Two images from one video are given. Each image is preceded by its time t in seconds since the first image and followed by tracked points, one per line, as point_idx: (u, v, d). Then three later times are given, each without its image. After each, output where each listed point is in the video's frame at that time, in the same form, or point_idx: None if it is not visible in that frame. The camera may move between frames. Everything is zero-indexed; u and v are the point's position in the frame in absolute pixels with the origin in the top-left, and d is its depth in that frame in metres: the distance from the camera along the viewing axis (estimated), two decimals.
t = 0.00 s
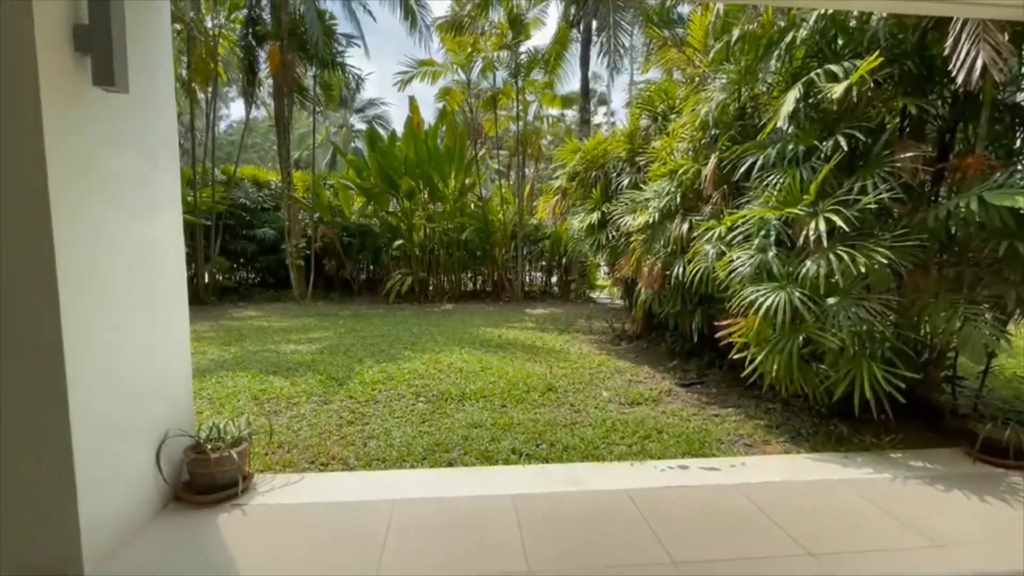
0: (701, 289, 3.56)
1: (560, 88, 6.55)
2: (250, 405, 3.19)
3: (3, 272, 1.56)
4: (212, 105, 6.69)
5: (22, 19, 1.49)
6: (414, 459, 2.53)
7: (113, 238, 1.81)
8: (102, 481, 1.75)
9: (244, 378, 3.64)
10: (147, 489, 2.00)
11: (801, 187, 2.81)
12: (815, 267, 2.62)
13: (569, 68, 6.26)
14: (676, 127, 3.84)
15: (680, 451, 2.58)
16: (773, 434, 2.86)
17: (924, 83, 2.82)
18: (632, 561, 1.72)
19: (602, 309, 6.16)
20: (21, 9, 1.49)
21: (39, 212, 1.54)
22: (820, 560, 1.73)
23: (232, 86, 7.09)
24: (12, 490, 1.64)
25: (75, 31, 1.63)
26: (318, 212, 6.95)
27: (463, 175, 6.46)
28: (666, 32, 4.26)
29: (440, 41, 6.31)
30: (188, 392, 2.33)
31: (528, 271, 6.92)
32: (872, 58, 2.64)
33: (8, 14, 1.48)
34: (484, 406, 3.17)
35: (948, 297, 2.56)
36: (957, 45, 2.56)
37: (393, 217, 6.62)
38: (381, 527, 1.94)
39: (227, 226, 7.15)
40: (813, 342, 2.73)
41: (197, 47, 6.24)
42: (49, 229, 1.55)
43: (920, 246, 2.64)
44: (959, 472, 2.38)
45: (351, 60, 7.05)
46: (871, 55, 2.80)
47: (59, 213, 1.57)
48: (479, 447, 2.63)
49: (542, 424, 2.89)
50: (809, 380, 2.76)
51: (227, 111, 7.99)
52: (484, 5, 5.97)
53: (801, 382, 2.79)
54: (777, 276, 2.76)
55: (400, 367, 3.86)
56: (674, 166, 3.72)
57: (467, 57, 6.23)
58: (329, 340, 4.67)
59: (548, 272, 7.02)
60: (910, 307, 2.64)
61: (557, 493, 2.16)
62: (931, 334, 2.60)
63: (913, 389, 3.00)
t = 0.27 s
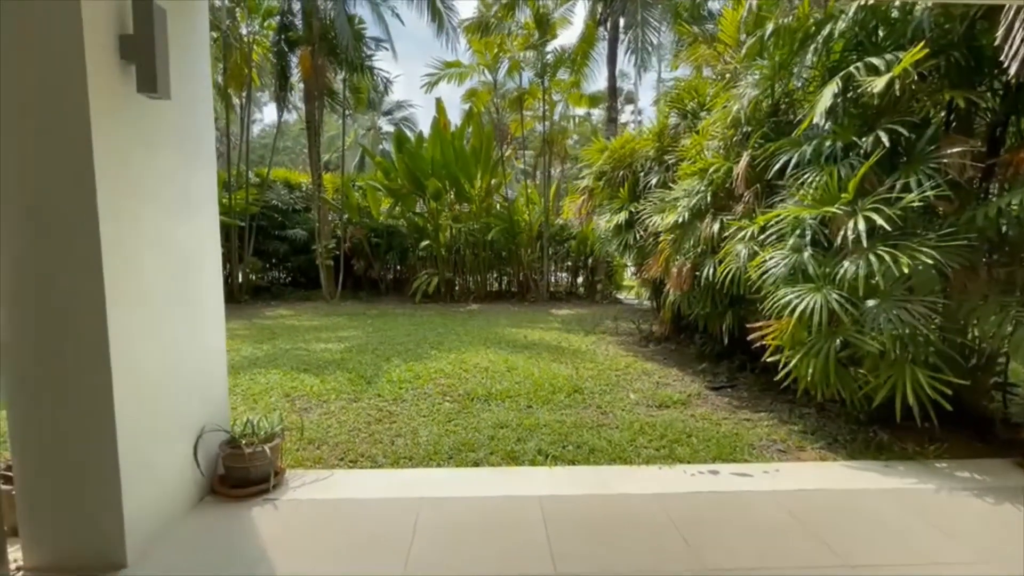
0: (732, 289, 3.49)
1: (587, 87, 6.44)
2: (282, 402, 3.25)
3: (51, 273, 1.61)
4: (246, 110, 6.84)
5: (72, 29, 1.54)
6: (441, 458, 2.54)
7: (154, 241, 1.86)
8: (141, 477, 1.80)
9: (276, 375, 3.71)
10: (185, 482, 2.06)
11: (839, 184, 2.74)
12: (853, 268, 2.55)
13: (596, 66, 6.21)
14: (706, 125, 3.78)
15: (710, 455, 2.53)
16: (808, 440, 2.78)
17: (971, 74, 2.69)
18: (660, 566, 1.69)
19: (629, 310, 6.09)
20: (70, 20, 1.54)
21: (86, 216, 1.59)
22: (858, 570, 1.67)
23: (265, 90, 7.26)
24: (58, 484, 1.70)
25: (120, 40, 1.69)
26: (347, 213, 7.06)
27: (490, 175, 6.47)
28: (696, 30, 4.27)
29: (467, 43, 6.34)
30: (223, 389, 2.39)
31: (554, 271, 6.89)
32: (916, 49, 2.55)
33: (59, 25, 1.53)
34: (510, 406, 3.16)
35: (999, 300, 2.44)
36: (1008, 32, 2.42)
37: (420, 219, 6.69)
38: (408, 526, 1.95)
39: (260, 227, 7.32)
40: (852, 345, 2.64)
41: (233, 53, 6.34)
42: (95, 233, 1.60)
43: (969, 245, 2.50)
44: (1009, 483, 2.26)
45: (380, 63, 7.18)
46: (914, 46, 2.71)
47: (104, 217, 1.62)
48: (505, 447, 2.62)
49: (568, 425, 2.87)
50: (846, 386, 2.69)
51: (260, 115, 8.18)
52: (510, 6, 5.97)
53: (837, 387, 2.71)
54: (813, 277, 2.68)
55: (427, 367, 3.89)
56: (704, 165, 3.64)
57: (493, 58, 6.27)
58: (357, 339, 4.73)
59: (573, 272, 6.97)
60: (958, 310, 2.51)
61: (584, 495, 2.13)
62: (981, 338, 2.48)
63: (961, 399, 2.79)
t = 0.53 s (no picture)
0: (764, 291, 3.42)
1: (612, 85, 6.37)
2: (312, 400, 3.31)
3: (95, 275, 1.66)
4: (276, 113, 6.96)
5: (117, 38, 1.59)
6: (466, 458, 2.55)
7: (191, 243, 1.91)
8: (178, 473, 1.85)
9: (304, 374, 3.77)
10: (219, 477, 2.11)
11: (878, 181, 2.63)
12: (893, 270, 2.45)
13: (621, 64, 6.16)
14: (736, 123, 3.71)
15: (740, 461, 2.48)
16: (843, 447, 2.70)
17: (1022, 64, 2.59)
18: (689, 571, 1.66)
19: (656, 311, 6.02)
20: (115, 29, 1.59)
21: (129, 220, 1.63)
22: None
23: (294, 94, 7.39)
24: (99, 478, 1.76)
25: (161, 47, 1.74)
26: (374, 214, 7.14)
27: (514, 176, 6.48)
28: (726, 26, 4.22)
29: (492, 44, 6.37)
30: (255, 386, 2.44)
31: (578, 272, 6.85)
32: (963, 40, 2.43)
33: (106, 34, 1.58)
34: (535, 407, 3.15)
35: None
36: None
37: (444, 219, 6.72)
38: (434, 526, 1.95)
39: (289, 228, 7.45)
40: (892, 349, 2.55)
41: (264, 59, 6.51)
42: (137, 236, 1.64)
43: (1019, 246, 2.39)
44: None
45: (405, 65, 7.28)
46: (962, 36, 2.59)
47: (146, 221, 1.66)
48: (531, 448, 2.61)
49: (594, 428, 2.84)
50: (885, 391, 2.60)
51: (289, 118, 8.34)
52: (536, 6, 5.97)
53: (876, 392, 2.62)
54: (851, 278, 2.60)
55: (452, 366, 3.90)
56: (734, 163, 3.57)
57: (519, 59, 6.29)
58: (383, 338, 4.78)
59: (598, 273, 6.92)
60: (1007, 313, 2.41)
61: (611, 499, 2.11)
62: None
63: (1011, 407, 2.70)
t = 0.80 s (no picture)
0: (796, 293, 3.36)
1: (636, 84, 6.30)
2: (338, 399, 3.35)
3: (133, 277, 1.71)
4: (304, 117, 7.06)
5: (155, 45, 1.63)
6: (491, 459, 2.55)
7: (224, 245, 1.95)
8: (211, 469, 1.89)
9: (331, 373, 3.82)
10: (251, 473, 2.16)
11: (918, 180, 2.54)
12: (935, 272, 2.37)
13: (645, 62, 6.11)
14: (766, 121, 3.63)
15: (771, 467, 2.43)
16: (880, 455, 2.63)
17: None
18: None
19: (681, 313, 5.94)
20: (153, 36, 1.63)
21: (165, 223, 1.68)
22: None
23: (321, 97, 7.50)
24: (136, 474, 1.81)
25: (197, 53, 1.79)
26: (398, 215, 7.19)
27: (537, 176, 6.49)
28: (756, 22, 4.15)
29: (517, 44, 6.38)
30: (286, 384, 2.48)
31: (602, 273, 6.80)
32: (1013, 31, 2.31)
33: (144, 42, 1.63)
34: (559, 409, 3.14)
35: None
36: None
37: (467, 219, 6.78)
38: (459, 527, 1.95)
39: (316, 229, 7.56)
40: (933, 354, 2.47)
41: (293, 64, 6.51)
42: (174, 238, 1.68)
43: None
44: None
45: (428, 67, 7.34)
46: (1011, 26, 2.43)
47: (182, 224, 1.71)
48: (555, 451, 2.60)
49: (619, 431, 2.82)
50: (926, 398, 2.51)
51: (316, 120, 8.46)
52: (560, 6, 5.95)
53: (916, 399, 2.53)
54: (890, 280, 2.52)
55: (476, 367, 3.91)
56: (765, 162, 3.50)
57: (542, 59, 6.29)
58: (407, 338, 4.81)
59: (622, 274, 6.86)
60: None
61: (639, 505, 2.08)
62: None
63: None
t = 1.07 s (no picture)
0: (829, 295, 3.28)
1: (660, 83, 6.25)
2: (362, 397, 3.37)
3: (170, 276, 1.75)
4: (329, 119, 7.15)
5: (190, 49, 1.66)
6: (514, 461, 2.54)
7: (256, 245, 1.98)
8: (242, 466, 1.92)
9: (356, 372, 3.86)
10: (280, 470, 2.20)
11: (963, 179, 2.48)
12: (981, 274, 2.29)
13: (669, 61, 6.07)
14: (797, 118, 3.56)
15: (803, 474, 2.38)
16: (919, 463, 2.55)
17: None
18: None
19: (705, 315, 5.85)
20: (190, 40, 1.66)
21: (200, 223, 1.71)
22: None
23: (346, 99, 7.59)
24: (170, 470, 1.85)
25: (230, 56, 1.81)
26: (421, 215, 7.24)
27: (559, 177, 6.48)
28: (785, 18, 4.09)
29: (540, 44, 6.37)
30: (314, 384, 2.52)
31: (624, 274, 6.74)
32: None
33: (181, 45, 1.66)
34: (583, 410, 3.12)
35: None
36: None
37: (490, 219, 6.79)
38: (484, 527, 1.95)
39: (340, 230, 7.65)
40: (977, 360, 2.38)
41: (319, 67, 6.64)
42: (208, 238, 1.72)
43: None
44: None
45: (451, 68, 7.39)
46: None
47: (216, 225, 1.74)
48: (580, 453, 2.58)
49: (644, 434, 2.79)
50: (969, 405, 2.41)
51: (340, 123, 8.57)
52: (583, 5, 5.91)
53: (958, 408, 2.44)
54: (931, 283, 2.44)
55: (498, 367, 3.90)
56: (796, 160, 3.42)
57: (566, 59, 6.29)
58: (430, 338, 4.83)
59: (645, 275, 6.78)
60: None
61: (668, 510, 2.05)
62: None
63: None
